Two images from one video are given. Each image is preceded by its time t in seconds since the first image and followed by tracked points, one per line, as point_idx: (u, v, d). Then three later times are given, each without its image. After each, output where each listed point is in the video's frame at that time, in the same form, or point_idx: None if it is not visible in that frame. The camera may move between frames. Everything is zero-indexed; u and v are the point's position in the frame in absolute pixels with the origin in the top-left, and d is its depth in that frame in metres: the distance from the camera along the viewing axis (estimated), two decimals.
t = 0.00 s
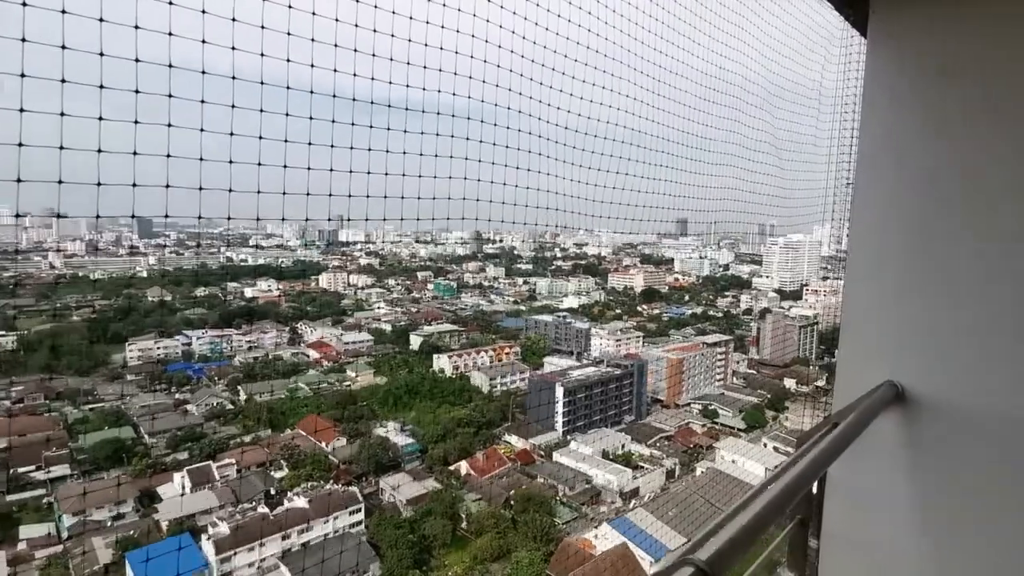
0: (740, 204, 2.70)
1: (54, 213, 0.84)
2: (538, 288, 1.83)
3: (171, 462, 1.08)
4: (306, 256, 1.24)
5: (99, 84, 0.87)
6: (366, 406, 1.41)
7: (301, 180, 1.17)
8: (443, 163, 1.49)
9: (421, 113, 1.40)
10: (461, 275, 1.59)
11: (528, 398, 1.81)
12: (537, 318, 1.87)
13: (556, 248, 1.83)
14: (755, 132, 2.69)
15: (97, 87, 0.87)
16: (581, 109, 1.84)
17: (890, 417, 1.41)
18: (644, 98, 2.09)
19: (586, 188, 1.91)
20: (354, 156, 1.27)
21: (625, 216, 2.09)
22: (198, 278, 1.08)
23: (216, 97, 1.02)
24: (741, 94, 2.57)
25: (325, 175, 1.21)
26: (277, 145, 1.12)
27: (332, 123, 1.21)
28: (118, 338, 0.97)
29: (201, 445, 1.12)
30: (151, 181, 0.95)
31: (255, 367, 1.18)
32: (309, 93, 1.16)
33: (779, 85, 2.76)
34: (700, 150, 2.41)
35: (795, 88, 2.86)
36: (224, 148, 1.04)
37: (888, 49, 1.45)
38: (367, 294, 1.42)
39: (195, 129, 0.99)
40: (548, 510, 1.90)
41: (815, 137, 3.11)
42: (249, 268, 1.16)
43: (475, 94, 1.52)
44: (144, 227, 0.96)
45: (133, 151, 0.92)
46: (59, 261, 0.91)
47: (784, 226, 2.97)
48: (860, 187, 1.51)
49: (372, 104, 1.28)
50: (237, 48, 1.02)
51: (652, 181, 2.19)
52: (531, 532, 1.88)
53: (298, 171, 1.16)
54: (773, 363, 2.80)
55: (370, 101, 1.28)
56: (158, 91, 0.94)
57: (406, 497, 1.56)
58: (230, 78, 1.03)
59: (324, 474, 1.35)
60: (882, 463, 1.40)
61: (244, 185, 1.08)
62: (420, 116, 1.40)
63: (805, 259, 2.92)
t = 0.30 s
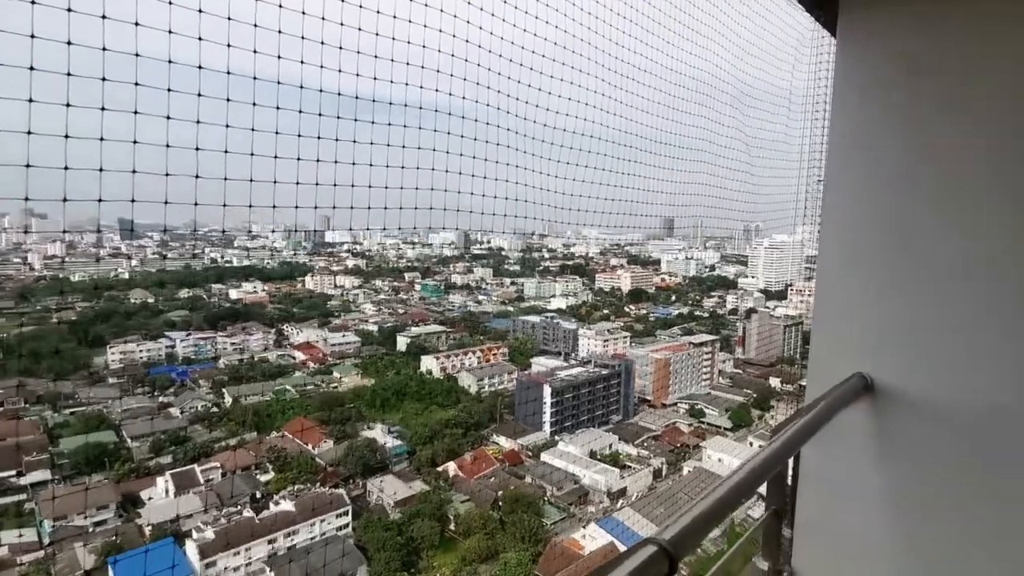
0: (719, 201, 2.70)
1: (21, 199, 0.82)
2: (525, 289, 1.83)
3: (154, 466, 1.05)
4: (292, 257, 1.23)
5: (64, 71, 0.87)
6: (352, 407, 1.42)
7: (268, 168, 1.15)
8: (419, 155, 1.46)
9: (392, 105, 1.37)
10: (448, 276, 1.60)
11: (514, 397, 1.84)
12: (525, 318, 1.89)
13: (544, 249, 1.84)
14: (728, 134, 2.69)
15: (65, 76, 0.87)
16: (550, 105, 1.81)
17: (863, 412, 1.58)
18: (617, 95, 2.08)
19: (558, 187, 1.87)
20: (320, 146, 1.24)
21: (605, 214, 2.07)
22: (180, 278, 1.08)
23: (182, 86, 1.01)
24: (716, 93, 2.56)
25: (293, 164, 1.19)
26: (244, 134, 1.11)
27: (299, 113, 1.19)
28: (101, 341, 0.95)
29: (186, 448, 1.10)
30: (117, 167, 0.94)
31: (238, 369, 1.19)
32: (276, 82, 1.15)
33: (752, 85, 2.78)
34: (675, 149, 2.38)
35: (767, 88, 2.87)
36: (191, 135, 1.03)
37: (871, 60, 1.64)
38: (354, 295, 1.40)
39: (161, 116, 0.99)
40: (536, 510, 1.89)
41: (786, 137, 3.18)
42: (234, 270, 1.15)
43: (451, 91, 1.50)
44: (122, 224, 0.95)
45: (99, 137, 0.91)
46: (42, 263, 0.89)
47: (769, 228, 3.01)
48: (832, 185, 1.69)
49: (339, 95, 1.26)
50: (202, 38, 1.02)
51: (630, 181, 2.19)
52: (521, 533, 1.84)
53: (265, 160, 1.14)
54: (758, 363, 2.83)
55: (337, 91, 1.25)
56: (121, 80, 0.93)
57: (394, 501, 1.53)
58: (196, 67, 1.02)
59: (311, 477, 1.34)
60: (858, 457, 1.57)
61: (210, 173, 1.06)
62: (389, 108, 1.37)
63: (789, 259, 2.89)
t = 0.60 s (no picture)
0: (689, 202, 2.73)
1: None
2: (510, 289, 1.83)
3: (132, 471, 1.04)
4: (275, 258, 1.22)
5: (32, 70, 0.87)
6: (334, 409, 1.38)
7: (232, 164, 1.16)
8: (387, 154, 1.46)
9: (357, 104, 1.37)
10: (432, 276, 1.57)
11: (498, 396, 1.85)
12: (510, 318, 1.88)
13: (527, 249, 1.87)
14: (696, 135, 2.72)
15: (31, 75, 0.86)
16: (518, 106, 1.81)
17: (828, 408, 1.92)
18: (583, 97, 2.07)
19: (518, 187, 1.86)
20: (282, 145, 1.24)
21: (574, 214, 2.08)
22: (159, 279, 1.07)
23: (146, 86, 1.00)
24: (682, 96, 2.60)
25: (255, 161, 1.20)
26: (208, 133, 1.11)
27: (263, 113, 1.20)
28: (77, 343, 0.94)
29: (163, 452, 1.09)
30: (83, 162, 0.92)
31: (218, 372, 1.15)
32: (241, 82, 1.15)
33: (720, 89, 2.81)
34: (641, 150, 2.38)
35: (736, 93, 2.89)
36: (156, 133, 1.03)
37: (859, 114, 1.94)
38: (338, 296, 1.35)
39: (127, 116, 0.98)
40: (521, 510, 1.84)
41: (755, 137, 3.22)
42: (213, 271, 1.14)
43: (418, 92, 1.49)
44: (98, 228, 0.95)
45: (65, 136, 0.90)
46: (16, 265, 0.86)
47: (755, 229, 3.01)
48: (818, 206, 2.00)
49: (303, 95, 1.26)
50: (165, 41, 1.02)
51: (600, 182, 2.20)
52: (505, 532, 1.76)
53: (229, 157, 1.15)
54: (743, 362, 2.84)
55: (299, 91, 1.25)
56: (85, 79, 0.92)
57: (378, 503, 1.48)
58: (160, 69, 1.02)
59: (294, 480, 1.32)
60: (824, 450, 1.91)
61: (175, 170, 1.06)
62: (355, 108, 1.36)
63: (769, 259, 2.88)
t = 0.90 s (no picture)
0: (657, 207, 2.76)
1: None
2: (488, 289, 1.85)
3: (103, 478, 1.00)
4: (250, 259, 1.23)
5: None
6: (313, 409, 1.40)
7: (184, 167, 1.08)
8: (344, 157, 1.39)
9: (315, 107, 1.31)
10: (410, 278, 1.58)
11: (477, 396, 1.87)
12: (490, 319, 1.89)
13: (506, 249, 1.90)
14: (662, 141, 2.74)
15: None
16: (482, 112, 1.78)
17: (788, 403, 2.20)
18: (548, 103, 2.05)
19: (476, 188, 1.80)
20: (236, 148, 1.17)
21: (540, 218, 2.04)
22: (129, 280, 1.03)
23: (99, 87, 0.95)
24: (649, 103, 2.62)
25: (211, 162, 1.12)
26: (160, 135, 1.04)
27: (217, 114, 1.13)
28: (45, 347, 0.88)
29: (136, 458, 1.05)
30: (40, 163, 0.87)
31: (193, 375, 1.15)
32: (190, 85, 1.09)
33: (681, 91, 2.82)
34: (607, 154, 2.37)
35: (697, 98, 2.93)
36: (110, 133, 0.97)
37: (816, 118, 2.17)
38: (316, 296, 1.38)
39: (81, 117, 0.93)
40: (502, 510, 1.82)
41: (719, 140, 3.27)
42: (186, 272, 1.13)
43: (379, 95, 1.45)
44: (66, 227, 0.92)
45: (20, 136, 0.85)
46: None
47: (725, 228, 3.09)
48: (774, 205, 2.26)
49: (257, 98, 1.20)
50: (119, 45, 0.97)
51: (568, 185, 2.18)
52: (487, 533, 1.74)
53: (183, 157, 1.08)
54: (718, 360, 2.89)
55: (255, 93, 1.19)
56: (39, 80, 0.87)
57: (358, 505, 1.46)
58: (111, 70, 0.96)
59: (271, 483, 1.31)
60: (790, 455, 2.19)
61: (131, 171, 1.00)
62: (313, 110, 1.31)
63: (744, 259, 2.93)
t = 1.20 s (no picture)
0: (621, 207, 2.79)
1: None
2: (465, 289, 1.82)
3: (66, 485, 0.97)
4: (220, 259, 1.19)
5: None
6: (284, 412, 1.33)
7: (134, 160, 1.07)
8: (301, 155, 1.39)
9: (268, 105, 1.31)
10: (385, 278, 1.55)
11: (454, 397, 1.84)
12: (465, 319, 1.85)
13: (480, 249, 1.91)
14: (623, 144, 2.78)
15: None
16: (443, 112, 1.80)
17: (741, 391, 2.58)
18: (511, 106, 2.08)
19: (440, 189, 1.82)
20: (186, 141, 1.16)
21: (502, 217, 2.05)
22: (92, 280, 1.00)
23: (46, 82, 0.95)
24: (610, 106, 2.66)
25: (158, 153, 1.11)
26: (108, 129, 1.03)
27: (165, 110, 1.12)
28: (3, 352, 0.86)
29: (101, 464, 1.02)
30: None
31: (161, 380, 1.09)
32: (139, 82, 1.08)
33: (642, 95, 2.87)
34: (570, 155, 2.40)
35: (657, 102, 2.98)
36: (56, 126, 0.96)
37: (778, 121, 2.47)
38: (287, 297, 1.35)
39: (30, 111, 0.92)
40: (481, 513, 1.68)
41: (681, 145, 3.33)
42: (153, 273, 1.09)
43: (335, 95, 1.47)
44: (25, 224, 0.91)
45: None
46: None
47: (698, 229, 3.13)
48: (736, 203, 2.57)
49: (207, 95, 1.19)
50: (66, 43, 0.97)
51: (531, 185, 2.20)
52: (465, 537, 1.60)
53: (132, 151, 1.07)
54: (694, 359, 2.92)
55: (204, 91, 1.19)
56: None
57: (331, 509, 1.44)
58: (60, 68, 0.96)
59: (242, 489, 1.26)
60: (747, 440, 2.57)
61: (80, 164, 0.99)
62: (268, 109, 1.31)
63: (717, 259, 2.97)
